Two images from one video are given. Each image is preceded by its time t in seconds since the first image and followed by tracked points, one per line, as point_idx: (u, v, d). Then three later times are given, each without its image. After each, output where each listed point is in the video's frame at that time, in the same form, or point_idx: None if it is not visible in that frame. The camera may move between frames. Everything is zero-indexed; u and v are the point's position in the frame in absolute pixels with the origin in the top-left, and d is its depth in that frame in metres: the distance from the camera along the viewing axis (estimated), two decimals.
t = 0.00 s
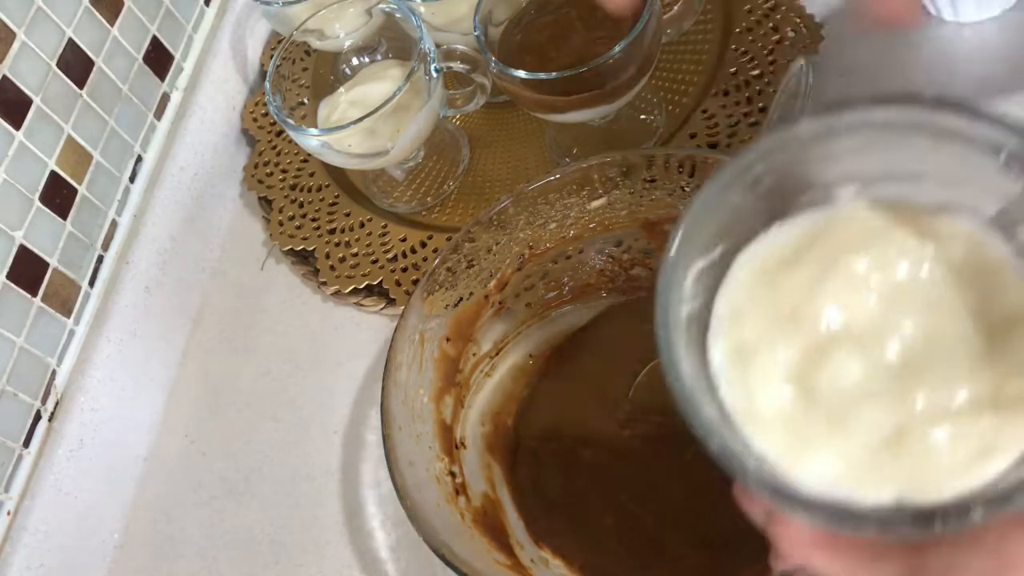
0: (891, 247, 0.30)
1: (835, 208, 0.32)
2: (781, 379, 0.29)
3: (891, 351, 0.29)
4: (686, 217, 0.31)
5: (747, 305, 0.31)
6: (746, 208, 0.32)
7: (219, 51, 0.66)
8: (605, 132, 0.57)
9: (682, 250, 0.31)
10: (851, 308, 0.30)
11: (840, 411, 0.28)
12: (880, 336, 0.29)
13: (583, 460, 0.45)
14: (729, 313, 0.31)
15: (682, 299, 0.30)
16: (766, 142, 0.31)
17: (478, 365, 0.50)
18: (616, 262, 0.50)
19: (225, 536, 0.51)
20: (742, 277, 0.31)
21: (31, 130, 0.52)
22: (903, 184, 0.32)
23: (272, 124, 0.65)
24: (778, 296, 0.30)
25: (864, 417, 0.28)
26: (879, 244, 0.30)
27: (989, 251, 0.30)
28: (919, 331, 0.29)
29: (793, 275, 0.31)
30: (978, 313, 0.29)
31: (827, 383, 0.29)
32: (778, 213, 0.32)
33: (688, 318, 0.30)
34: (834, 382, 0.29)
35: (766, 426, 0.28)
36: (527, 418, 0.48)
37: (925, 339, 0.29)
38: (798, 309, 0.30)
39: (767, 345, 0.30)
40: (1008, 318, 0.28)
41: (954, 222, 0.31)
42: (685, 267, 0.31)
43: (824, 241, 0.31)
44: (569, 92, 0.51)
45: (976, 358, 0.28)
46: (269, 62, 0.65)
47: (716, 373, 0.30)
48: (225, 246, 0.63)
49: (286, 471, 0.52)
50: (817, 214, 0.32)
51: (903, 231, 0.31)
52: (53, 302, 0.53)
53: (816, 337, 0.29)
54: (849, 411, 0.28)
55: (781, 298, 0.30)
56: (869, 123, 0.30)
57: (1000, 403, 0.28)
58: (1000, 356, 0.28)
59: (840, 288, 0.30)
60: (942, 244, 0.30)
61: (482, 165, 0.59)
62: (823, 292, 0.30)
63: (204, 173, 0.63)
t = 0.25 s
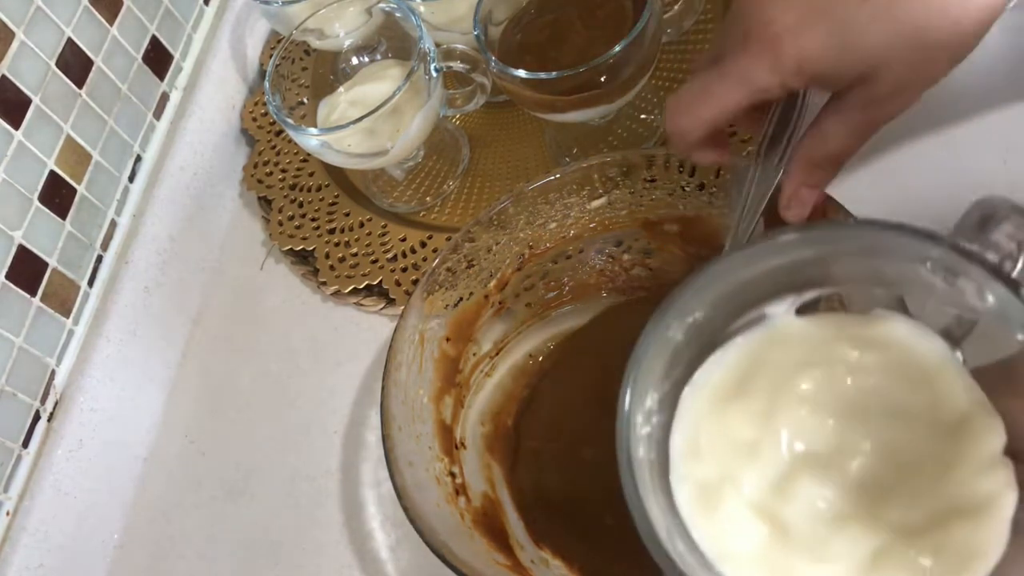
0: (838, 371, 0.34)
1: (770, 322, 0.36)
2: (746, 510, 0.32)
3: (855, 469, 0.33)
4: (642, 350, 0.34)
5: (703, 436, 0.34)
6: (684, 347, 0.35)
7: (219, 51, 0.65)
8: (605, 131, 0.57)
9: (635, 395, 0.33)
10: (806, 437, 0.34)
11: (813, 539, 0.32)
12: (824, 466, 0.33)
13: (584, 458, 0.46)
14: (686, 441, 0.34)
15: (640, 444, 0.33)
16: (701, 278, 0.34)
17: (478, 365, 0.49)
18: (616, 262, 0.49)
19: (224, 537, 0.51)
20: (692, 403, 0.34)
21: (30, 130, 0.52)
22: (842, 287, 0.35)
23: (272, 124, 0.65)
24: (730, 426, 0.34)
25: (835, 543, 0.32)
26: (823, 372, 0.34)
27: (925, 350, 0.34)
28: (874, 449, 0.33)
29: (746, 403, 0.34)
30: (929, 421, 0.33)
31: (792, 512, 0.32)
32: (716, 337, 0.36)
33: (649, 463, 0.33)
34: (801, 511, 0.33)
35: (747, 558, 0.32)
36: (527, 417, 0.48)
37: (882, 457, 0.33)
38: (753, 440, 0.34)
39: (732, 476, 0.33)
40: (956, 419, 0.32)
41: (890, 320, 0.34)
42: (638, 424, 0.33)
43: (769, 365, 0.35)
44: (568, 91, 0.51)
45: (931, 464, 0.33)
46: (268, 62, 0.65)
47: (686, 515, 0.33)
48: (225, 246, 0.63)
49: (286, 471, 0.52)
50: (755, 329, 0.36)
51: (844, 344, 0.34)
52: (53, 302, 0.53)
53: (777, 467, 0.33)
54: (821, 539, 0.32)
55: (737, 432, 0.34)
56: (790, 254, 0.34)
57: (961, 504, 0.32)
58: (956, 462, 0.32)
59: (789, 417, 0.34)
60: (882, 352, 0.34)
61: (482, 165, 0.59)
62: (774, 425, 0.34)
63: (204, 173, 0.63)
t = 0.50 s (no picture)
0: (833, 424, 0.37)
1: (759, 374, 0.38)
2: (751, 567, 0.35)
3: (856, 517, 0.35)
4: (641, 410, 0.36)
5: (704, 493, 0.36)
6: (684, 402, 0.37)
7: (220, 50, 0.65)
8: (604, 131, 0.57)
9: (638, 454, 0.35)
10: (806, 488, 0.36)
11: None
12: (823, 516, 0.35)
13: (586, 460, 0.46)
14: (689, 497, 0.36)
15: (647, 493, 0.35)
16: (697, 339, 0.36)
17: (478, 365, 0.49)
18: (616, 262, 0.49)
19: (224, 537, 0.51)
20: (690, 461, 0.37)
21: (30, 129, 0.52)
22: (838, 335, 0.37)
23: (272, 124, 0.65)
24: (729, 480, 0.36)
25: None
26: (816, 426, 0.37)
27: (916, 396, 0.36)
28: (874, 497, 0.35)
29: (746, 457, 0.37)
30: (924, 466, 0.35)
31: (796, 562, 0.35)
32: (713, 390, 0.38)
33: (655, 523, 0.35)
34: (804, 559, 0.35)
35: None
36: (527, 418, 0.48)
37: (882, 505, 0.35)
38: (753, 494, 0.36)
39: (738, 529, 0.35)
40: (949, 463, 0.35)
41: (877, 367, 0.37)
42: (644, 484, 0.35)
43: (762, 419, 0.38)
44: (568, 91, 0.51)
45: (931, 510, 0.34)
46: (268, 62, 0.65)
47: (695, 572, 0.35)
48: (225, 246, 0.63)
49: (286, 471, 0.52)
50: (744, 383, 0.38)
51: (832, 396, 0.37)
52: (53, 302, 0.53)
53: (778, 518, 0.36)
54: None
55: (739, 486, 0.36)
56: (783, 308, 0.36)
57: (962, 548, 0.34)
58: (955, 508, 0.34)
59: (785, 469, 0.36)
60: (870, 401, 0.37)
61: (482, 164, 0.59)
62: (771, 482, 0.36)
63: (204, 173, 0.63)
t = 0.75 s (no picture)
0: (831, 438, 0.34)
1: (757, 391, 0.36)
2: None
3: (851, 534, 0.32)
4: (638, 429, 0.34)
5: (702, 509, 0.34)
6: (681, 420, 0.35)
7: (220, 50, 0.65)
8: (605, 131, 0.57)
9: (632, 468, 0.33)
10: (802, 505, 0.33)
11: None
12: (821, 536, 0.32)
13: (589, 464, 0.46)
14: (687, 516, 0.34)
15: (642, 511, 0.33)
16: (693, 356, 0.35)
17: (478, 365, 0.48)
18: (617, 262, 0.49)
19: (224, 537, 0.51)
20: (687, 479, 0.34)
21: (30, 130, 0.52)
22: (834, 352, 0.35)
23: (272, 124, 0.65)
24: (725, 497, 0.34)
25: None
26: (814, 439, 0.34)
27: (912, 412, 0.34)
28: (874, 514, 0.32)
29: (739, 472, 0.34)
30: (919, 482, 0.32)
31: None
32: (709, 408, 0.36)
33: (654, 544, 0.33)
34: None
35: None
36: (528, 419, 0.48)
37: (878, 521, 0.32)
38: (749, 511, 0.33)
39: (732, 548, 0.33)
40: (944, 478, 0.32)
41: (875, 383, 0.35)
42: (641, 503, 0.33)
43: (758, 435, 0.35)
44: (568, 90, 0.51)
45: (926, 527, 0.32)
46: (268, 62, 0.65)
47: None
48: (224, 246, 0.63)
49: (286, 471, 0.52)
50: (742, 400, 0.36)
51: (830, 410, 0.34)
52: (53, 302, 0.53)
53: (773, 537, 0.32)
54: None
55: (733, 504, 0.33)
56: (778, 326, 0.35)
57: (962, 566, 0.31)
58: (950, 522, 0.32)
59: (783, 485, 0.33)
60: (868, 416, 0.34)
61: (482, 164, 0.59)
62: (767, 497, 0.33)
63: (204, 173, 0.63)
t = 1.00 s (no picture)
0: (821, 461, 0.34)
1: (748, 414, 0.36)
2: None
3: (843, 555, 0.33)
4: (629, 456, 0.34)
5: (695, 532, 0.34)
6: (673, 446, 0.35)
7: (220, 50, 0.65)
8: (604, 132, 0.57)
9: (625, 501, 0.34)
10: (794, 527, 0.33)
11: None
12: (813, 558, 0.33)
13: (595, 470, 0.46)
14: (680, 539, 0.34)
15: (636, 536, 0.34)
16: (680, 383, 0.34)
17: (478, 377, 0.49)
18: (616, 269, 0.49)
19: (225, 537, 0.51)
20: (679, 502, 0.35)
21: (31, 130, 0.52)
22: (823, 375, 0.35)
23: (272, 124, 0.65)
24: (718, 519, 0.34)
25: None
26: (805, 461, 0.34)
27: (901, 433, 0.34)
28: (863, 535, 0.33)
29: (730, 494, 0.34)
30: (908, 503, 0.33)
31: None
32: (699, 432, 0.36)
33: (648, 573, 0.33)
34: None
35: None
36: (530, 427, 0.48)
37: (869, 543, 0.32)
38: (742, 533, 0.33)
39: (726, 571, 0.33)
40: (933, 499, 0.32)
41: (864, 405, 0.35)
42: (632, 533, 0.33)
43: (751, 458, 0.35)
44: (568, 91, 0.51)
45: (915, 547, 0.32)
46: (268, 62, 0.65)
47: None
48: (224, 245, 0.63)
49: (286, 471, 0.52)
50: (732, 423, 0.36)
51: (820, 432, 0.35)
52: (53, 302, 0.53)
53: (766, 558, 0.33)
54: None
55: (726, 527, 0.34)
56: (764, 351, 0.34)
57: None
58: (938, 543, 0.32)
59: (774, 507, 0.33)
60: (858, 438, 0.34)
61: (482, 165, 0.59)
62: (758, 519, 0.33)
63: (204, 173, 0.63)
